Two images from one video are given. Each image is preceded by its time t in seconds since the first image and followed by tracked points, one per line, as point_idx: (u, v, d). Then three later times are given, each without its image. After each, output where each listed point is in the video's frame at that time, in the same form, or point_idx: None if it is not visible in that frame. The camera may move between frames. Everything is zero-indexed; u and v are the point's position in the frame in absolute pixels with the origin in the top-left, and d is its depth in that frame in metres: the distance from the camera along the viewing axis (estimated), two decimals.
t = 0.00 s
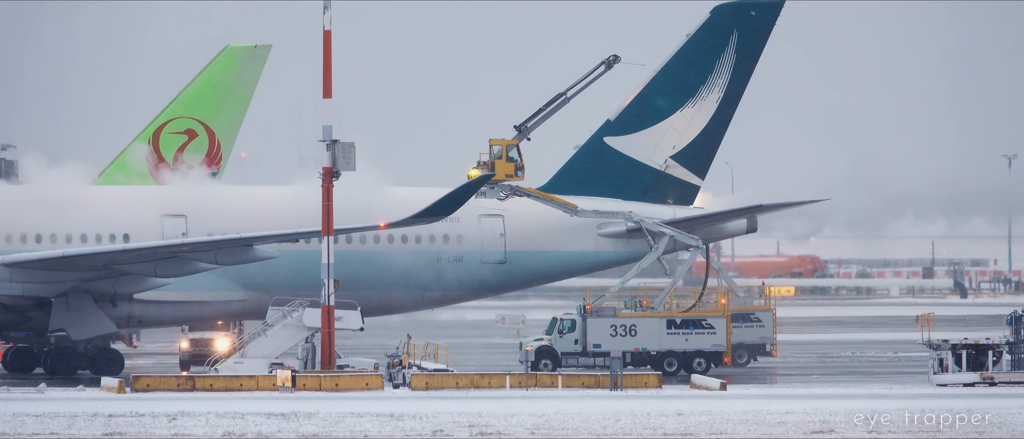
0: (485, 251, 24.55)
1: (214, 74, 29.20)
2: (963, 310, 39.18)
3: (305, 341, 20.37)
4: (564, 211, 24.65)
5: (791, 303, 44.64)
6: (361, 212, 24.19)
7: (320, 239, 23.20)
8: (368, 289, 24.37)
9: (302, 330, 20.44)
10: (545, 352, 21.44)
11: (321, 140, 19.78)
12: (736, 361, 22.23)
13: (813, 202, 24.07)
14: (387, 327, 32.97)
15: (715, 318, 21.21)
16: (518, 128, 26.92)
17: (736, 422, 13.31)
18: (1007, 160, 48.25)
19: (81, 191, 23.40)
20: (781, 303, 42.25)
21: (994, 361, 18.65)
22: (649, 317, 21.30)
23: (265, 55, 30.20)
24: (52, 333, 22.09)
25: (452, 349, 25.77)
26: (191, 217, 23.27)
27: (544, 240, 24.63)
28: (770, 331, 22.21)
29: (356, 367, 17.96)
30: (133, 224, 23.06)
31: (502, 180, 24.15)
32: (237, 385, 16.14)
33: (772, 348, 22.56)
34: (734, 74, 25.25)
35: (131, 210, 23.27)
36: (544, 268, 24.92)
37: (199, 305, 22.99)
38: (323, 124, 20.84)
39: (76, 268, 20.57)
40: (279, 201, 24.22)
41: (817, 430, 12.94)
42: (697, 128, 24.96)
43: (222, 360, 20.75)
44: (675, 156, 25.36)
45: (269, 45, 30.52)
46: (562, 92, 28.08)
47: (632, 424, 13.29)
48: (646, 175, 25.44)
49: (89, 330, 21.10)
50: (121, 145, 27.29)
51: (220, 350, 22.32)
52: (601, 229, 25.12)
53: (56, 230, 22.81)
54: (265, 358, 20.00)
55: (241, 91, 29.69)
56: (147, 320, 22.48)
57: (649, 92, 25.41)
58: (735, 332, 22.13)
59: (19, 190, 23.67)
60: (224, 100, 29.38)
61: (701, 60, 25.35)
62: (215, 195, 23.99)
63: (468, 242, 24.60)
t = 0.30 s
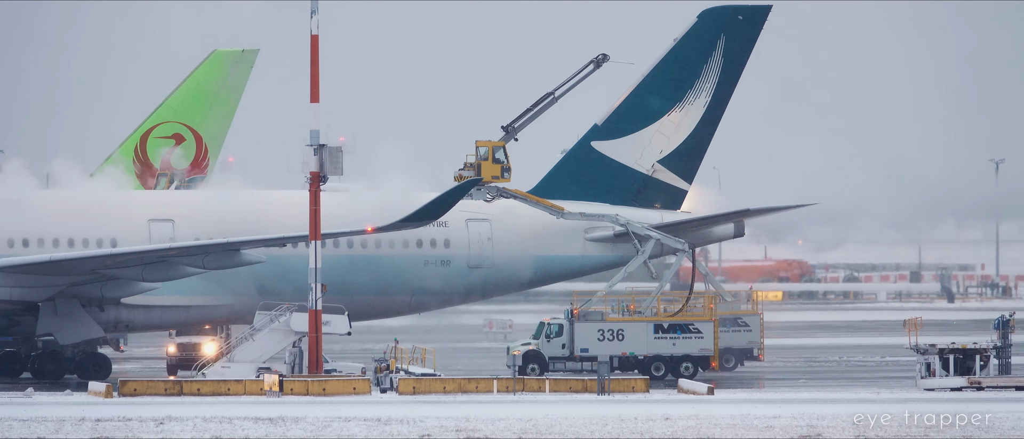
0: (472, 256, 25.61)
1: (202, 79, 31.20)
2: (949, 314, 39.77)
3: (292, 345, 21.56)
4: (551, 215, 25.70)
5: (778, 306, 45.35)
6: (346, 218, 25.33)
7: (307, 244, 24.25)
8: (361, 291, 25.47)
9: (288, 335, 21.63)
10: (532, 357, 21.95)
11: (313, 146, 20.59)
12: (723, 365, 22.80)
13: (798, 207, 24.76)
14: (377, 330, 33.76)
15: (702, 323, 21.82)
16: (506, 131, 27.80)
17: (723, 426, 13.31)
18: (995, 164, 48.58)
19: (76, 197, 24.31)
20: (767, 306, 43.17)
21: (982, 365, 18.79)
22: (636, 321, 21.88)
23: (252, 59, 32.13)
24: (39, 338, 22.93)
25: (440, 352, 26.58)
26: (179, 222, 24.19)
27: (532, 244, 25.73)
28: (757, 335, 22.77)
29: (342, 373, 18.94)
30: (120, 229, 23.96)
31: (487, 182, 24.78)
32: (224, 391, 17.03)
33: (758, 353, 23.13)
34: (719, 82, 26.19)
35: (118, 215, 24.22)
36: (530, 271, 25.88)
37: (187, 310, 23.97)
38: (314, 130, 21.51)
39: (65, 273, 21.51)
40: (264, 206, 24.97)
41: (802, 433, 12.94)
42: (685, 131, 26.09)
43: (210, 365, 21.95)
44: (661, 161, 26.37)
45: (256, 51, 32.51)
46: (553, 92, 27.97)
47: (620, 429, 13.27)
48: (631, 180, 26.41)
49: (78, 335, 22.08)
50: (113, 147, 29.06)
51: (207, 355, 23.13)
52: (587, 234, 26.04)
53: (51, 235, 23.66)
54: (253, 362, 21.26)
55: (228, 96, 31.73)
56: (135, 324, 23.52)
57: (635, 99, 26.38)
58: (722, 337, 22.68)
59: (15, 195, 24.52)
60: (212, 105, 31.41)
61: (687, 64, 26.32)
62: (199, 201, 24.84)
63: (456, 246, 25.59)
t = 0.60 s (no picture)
0: (463, 257, 25.75)
1: (191, 81, 31.32)
2: (939, 316, 39.85)
3: (282, 347, 21.70)
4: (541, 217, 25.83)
5: (768, 308, 45.43)
6: (337, 220, 25.50)
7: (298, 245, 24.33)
8: (352, 293, 25.59)
9: (279, 336, 21.75)
10: (524, 358, 21.95)
11: (304, 147, 20.76)
12: (714, 367, 22.86)
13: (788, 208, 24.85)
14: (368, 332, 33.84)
15: (693, 325, 21.87)
16: (496, 132, 27.88)
17: (715, 428, 13.32)
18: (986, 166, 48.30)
19: (66, 199, 24.39)
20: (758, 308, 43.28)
21: (972, 367, 18.84)
22: (627, 323, 21.95)
23: (242, 61, 32.26)
24: (30, 340, 23.03)
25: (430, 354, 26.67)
26: (169, 224, 24.23)
27: (523, 246, 25.83)
28: (748, 337, 22.79)
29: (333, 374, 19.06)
30: (110, 230, 24.02)
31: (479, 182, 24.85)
32: (215, 393, 17.20)
33: (750, 354, 23.17)
34: (710, 83, 26.36)
35: (108, 217, 24.26)
36: (521, 272, 26.00)
37: (178, 312, 24.04)
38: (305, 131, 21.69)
39: (55, 275, 21.56)
40: (254, 208, 25.07)
41: (793, 435, 12.99)
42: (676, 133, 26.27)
43: (202, 366, 22.06)
44: (652, 162, 26.50)
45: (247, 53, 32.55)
46: (541, 92, 28.06)
47: (611, 431, 13.29)
48: (622, 182, 26.53)
49: (68, 337, 22.16)
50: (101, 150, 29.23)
51: (197, 357, 23.44)
52: (579, 236, 26.09)
53: (41, 237, 23.74)
54: (244, 364, 21.34)
55: (219, 98, 31.83)
56: (126, 326, 23.55)
57: (625, 100, 26.52)
58: (713, 339, 22.74)
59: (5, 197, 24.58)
60: (202, 106, 31.47)
61: (679, 66, 26.50)
62: (188, 202, 24.91)
63: (446, 248, 25.71)
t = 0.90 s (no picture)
0: (457, 257, 25.78)
1: (184, 81, 31.39)
2: (933, 316, 39.85)
3: (275, 347, 21.78)
4: (535, 217, 25.89)
5: (762, 309, 45.42)
6: (330, 220, 25.53)
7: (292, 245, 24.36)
8: (345, 292, 25.61)
9: (273, 336, 21.82)
10: (518, 358, 21.97)
11: (297, 146, 20.80)
12: (708, 367, 22.88)
13: (782, 208, 24.87)
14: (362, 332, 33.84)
15: (687, 325, 21.90)
16: (490, 131, 27.90)
17: (708, 428, 13.31)
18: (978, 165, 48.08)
19: (60, 199, 24.40)
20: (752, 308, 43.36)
21: (966, 367, 18.75)
22: (621, 323, 21.97)
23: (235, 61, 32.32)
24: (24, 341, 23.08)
25: (424, 354, 26.69)
26: (163, 224, 24.25)
27: (516, 246, 25.88)
28: (742, 337, 22.81)
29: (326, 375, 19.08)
30: (104, 230, 24.03)
31: (472, 182, 24.83)
32: (209, 393, 17.22)
33: (743, 354, 23.19)
34: (705, 83, 26.40)
35: (100, 216, 24.26)
36: (515, 272, 26.04)
37: (172, 312, 24.06)
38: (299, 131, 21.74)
39: (48, 275, 21.56)
40: (248, 208, 25.10)
41: (786, 434, 13.00)
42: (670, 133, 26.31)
43: (196, 366, 22.10)
44: (646, 162, 26.54)
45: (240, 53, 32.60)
46: (534, 91, 28.09)
47: (604, 431, 13.29)
48: (616, 182, 26.57)
49: (61, 337, 22.18)
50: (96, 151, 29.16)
51: (191, 357, 23.53)
52: (572, 236, 26.17)
53: (35, 237, 23.75)
54: (238, 363, 21.43)
55: (213, 98, 31.91)
56: (119, 326, 23.55)
57: (619, 100, 26.55)
58: (707, 339, 22.76)
59: None
60: (195, 106, 31.54)
61: (673, 66, 26.51)
62: (182, 202, 24.95)
63: (440, 248, 25.74)
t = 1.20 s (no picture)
0: (454, 256, 25.79)
1: (182, 79, 31.41)
2: (931, 315, 39.82)
3: (272, 345, 21.79)
4: (532, 216, 25.89)
5: (759, 307, 45.37)
6: (328, 218, 25.54)
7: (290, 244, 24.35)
8: (342, 291, 25.61)
9: (270, 335, 21.83)
10: (515, 357, 22.00)
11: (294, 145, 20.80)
12: (706, 366, 22.89)
13: (779, 208, 24.89)
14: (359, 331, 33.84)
15: (684, 324, 21.92)
16: (488, 130, 27.90)
17: (705, 427, 13.31)
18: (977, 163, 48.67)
19: (57, 199, 24.39)
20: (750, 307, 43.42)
21: (964, 366, 18.81)
22: (619, 322, 22.01)
23: (232, 60, 32.39)
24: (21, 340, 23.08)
25: (421, 353, 26.70)
26: (160, 223, 24.26)
27: (514, 245, 25.88)
28: (739, 336, 22.82)
29: (324, 374, 19.09)
30: (101, 229, 24.04)
31: (470, 182, 24.80)
32: (206, 391, 17.23)
33: (741, 353, 23.20)
34: (702, 82, 26.42)
35: (98, 215, 24.28)
36: (512, 271, 26.05)
37: (169, 311, 24.07)
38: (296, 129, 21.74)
39: (46, 274, 21.58)
40: (246, 207, 25.09)
41: (784, 433, 13.01)
42: (668, 132, 26.35)
43: (193, 365, 22.10)
44: (643, 161, 26.55)
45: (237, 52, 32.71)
46: (532, 90, 28.09)
47: (601, 429, 13.29)
48: (613, 181, 26.58)
49: (58, 335, 22.16)
50: (94, 150, 29.07)
51: (188, 356, 23.56)
52: (570, 234, 26.18)
53: (32, 236, 23.74)
54: (235, 362, 21.43)
55: (211, 96, 31.96)
56: (117, 325, 23.52)
57: (617, 99, 26.55)
58: (705, 337, 22.79)
59: None
60: (193, 105, 31.56)
61: (671, 65, 26.52)
62: (179, 201, 24.95)
63: (438, 247, 25.74)
